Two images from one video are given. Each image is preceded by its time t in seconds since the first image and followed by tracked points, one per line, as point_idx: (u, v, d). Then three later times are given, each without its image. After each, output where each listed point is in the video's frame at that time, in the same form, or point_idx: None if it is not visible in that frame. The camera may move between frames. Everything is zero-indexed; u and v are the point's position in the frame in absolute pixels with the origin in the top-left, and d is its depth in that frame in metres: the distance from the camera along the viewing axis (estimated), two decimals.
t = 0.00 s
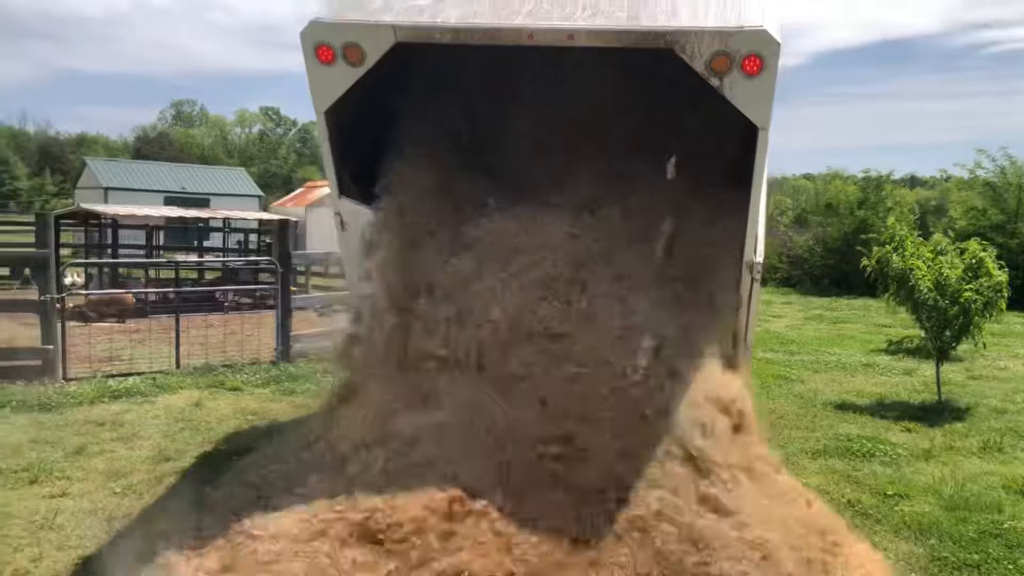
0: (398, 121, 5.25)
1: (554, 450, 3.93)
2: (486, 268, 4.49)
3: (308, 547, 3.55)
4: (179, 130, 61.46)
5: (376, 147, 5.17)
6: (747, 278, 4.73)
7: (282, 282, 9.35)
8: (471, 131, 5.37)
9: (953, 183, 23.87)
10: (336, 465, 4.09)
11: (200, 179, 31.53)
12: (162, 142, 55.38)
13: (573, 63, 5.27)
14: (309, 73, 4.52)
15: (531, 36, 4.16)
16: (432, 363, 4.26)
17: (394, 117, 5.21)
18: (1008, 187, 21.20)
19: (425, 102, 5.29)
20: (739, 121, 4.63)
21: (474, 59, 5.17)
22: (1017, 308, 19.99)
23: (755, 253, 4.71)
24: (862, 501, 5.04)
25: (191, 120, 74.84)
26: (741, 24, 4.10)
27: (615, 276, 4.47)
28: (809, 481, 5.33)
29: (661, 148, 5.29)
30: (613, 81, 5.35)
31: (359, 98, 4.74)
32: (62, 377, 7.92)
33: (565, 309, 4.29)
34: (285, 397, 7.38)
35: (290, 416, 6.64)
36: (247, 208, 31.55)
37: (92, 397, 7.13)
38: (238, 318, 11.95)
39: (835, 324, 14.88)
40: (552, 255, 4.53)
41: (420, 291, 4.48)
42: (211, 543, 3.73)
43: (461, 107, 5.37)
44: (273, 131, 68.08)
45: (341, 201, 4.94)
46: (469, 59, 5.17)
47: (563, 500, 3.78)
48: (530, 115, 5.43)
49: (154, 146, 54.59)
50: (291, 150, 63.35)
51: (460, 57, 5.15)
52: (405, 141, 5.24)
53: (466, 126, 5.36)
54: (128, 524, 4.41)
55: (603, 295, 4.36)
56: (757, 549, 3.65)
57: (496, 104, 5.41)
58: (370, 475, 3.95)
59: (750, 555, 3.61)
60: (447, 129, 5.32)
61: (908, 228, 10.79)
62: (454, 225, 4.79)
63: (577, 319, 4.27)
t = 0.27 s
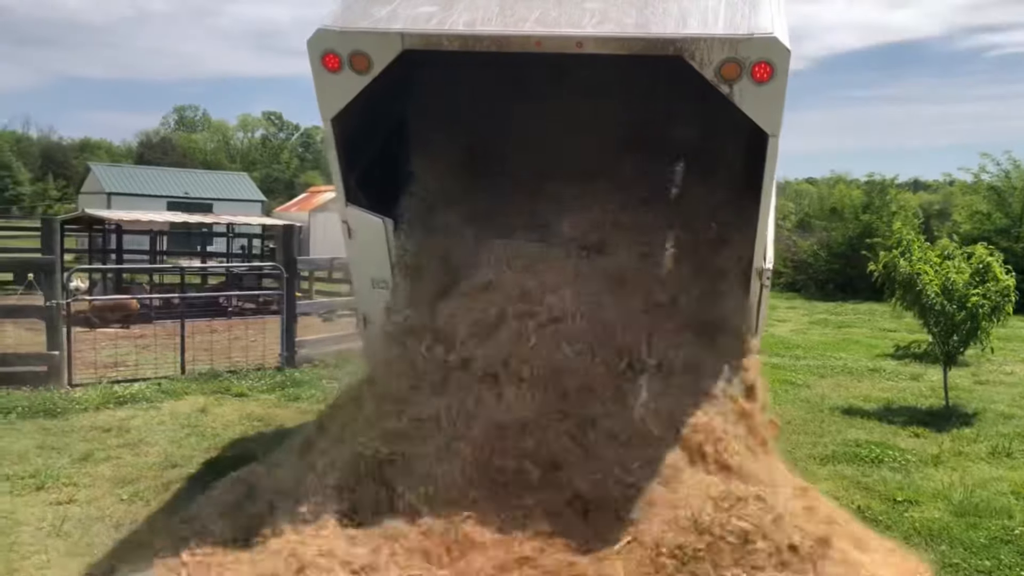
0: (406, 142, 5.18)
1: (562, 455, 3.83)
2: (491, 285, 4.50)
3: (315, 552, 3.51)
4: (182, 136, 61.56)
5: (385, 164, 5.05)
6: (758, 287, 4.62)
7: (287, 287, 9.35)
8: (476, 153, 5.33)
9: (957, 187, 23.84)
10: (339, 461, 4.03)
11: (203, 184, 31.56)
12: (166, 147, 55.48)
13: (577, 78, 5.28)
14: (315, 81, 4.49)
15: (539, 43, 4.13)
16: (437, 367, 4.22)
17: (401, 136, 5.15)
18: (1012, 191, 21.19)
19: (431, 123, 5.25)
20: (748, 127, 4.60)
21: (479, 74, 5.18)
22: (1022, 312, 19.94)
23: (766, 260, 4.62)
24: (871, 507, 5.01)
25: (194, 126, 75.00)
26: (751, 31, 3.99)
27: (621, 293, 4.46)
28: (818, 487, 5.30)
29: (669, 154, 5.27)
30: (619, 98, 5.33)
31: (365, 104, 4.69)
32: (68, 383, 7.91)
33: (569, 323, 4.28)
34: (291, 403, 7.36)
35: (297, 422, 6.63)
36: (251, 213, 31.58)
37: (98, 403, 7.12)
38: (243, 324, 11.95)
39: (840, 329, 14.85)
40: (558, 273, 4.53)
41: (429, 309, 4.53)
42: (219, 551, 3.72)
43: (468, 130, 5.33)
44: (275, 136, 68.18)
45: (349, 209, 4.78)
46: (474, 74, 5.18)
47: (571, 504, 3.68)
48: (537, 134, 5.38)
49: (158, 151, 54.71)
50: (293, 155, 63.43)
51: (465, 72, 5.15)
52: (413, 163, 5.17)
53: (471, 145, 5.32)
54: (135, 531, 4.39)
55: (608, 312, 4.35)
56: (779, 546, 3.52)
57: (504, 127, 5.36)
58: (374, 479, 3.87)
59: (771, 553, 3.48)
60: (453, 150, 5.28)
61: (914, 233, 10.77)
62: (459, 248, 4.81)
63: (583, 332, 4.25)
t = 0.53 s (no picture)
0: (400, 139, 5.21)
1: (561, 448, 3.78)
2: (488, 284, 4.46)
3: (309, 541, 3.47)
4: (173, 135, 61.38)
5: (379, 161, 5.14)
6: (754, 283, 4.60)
7: (282, 286, 9.32)
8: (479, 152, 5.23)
9: (948, 184, 23.95)
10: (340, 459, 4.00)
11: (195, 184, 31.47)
12: (157, 147, 55.31)
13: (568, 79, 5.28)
14: (311, 82, 4.49)
15: (536, 44, 4.12)
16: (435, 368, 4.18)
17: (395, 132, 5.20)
18: (1003, 188, 21.27)
19: (427, 121, 5.25)
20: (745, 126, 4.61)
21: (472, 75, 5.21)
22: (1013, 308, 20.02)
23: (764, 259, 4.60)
24: (868, 503, 5.03)
25: (185, 125, 74.84)
26: (749, 31, 4.00)
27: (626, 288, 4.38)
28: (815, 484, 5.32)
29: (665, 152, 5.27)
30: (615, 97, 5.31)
31: (360, 105, 4.73)
32: (62, 383, 7.89)
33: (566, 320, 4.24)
34: (287, 403, 7.34)
35: (293, 421, 6.62)
36: (243, 212, 31.51)
37: (93, 403, 7.09)
38: (236, 323, 11.92)
39: (833, 325, 14.92)
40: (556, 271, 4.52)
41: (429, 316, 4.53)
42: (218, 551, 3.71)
43: (467, 129, 5.28)
44: (267, 135, 68.03)
45: (346, 210, 4.85)
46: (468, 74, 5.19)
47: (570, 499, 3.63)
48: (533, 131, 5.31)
49: (149, 151, 54.57)
50: (285, 155, 63.31)
51: (460, 72, 5.18)
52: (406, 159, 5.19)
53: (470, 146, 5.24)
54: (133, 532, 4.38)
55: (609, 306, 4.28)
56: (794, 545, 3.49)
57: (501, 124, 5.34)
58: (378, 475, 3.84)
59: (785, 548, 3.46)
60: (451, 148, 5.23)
61: (907, 229, 10.81)
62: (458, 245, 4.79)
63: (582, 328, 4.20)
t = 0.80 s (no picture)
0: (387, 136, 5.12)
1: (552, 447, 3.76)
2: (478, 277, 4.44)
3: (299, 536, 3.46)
4: (160, 131, 61.07)
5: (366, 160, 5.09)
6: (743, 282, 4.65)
7: (270, 284, 9.29)
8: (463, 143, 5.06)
9: (933, 180, 24.08)
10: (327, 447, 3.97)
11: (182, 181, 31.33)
12: (143, 143, 55.03)
13: (553, 75, 5.31)
14: (300, 81, 4.49)
15: (525, 45, 4.11)
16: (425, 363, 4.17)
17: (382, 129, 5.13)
18: (989, 184, 21.40)
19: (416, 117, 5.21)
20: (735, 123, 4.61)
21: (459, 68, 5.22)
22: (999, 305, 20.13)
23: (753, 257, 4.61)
24: (856, 499, 5.06)
25: (172, 122, 74.47)
26: (739, 31, 4.00)
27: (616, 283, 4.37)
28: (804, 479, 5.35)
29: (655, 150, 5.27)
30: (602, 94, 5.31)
31: (348, 104, 4.71)
32: (49, 382, 7.84)
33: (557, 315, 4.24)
34: (276, 400, 7.32)
35: (282, 419, 6.60)
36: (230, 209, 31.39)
37: (81, 402, 7.06)
38: (225, 321, 11.88)
39: (820, 321, 14.98)
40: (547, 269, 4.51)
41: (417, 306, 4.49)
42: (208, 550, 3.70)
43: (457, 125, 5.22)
44: (254, 131, 67.77)
45: (335, 208, 4.82)
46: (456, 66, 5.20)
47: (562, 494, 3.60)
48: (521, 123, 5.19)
49: (135, 148, 54.29)
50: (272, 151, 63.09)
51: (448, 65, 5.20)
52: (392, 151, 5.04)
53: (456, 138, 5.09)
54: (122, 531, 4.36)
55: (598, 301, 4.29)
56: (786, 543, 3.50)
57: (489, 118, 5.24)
58: (366, 471, 3.78)
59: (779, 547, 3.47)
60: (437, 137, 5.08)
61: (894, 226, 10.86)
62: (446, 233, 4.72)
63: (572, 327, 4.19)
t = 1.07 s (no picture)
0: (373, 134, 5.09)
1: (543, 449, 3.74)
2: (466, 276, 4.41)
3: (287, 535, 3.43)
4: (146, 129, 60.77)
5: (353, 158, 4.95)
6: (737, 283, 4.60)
7: (257, 282, 9.25)
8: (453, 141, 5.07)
9: (920, 181, 24.21)
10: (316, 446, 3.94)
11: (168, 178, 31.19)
12: (129, 140, 54.75)
13: (541, 73, 5.32)
14: (288, 81, 4.40)
15: (515, 45, 4.06)
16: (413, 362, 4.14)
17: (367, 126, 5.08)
18: (974, 185, 21.52)
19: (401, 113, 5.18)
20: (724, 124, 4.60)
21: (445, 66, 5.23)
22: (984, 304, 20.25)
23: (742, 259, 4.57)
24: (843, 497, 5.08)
25: (158, 119, 74.14)
26: (729, 34, 3.95)
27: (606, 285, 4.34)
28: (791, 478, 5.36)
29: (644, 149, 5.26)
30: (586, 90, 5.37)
31: (337, 101, 4.62)
32: (34, 380, 7.78)
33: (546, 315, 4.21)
34: (263, 399, 7.29)
35: (270, 418, 6.57)
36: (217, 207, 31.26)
37: (67, 400, 7.01)
38: (211, 319, 11.83)
39: (807, 321, 15.05)
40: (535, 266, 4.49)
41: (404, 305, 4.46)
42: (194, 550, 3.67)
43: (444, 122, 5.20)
44: (241, 129, 67.51)
45: (323, 208, 4.64)
46: (442, 65, 5.22)
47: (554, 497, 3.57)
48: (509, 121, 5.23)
49: (122, 145, 54.03)
50: (259, 149, 62.87)
51: (434, 64, 5.21)
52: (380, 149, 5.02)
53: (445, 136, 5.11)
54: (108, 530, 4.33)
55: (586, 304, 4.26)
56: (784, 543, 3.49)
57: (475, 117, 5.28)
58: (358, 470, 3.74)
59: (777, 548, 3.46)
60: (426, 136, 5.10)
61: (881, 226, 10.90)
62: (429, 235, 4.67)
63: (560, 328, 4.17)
